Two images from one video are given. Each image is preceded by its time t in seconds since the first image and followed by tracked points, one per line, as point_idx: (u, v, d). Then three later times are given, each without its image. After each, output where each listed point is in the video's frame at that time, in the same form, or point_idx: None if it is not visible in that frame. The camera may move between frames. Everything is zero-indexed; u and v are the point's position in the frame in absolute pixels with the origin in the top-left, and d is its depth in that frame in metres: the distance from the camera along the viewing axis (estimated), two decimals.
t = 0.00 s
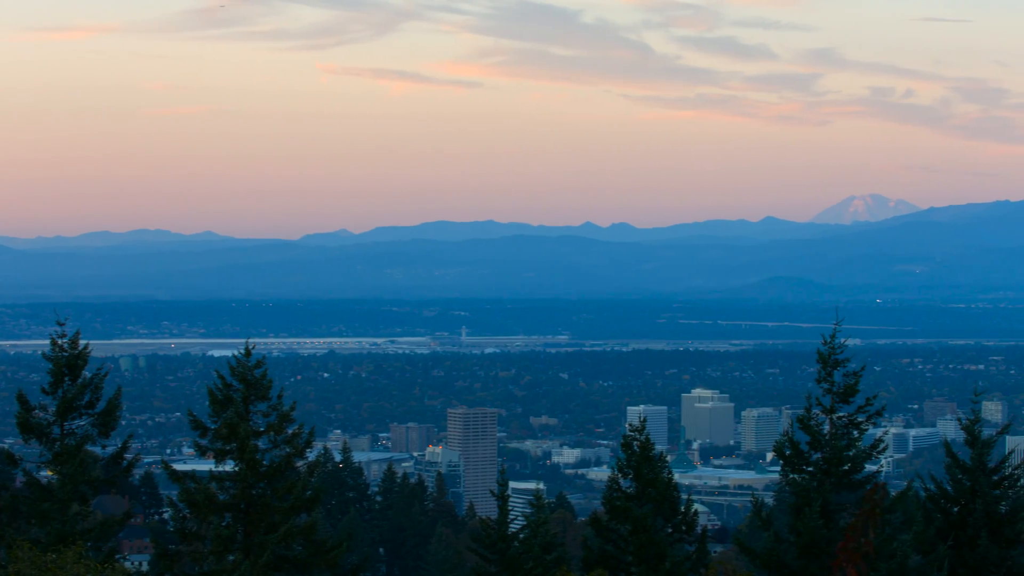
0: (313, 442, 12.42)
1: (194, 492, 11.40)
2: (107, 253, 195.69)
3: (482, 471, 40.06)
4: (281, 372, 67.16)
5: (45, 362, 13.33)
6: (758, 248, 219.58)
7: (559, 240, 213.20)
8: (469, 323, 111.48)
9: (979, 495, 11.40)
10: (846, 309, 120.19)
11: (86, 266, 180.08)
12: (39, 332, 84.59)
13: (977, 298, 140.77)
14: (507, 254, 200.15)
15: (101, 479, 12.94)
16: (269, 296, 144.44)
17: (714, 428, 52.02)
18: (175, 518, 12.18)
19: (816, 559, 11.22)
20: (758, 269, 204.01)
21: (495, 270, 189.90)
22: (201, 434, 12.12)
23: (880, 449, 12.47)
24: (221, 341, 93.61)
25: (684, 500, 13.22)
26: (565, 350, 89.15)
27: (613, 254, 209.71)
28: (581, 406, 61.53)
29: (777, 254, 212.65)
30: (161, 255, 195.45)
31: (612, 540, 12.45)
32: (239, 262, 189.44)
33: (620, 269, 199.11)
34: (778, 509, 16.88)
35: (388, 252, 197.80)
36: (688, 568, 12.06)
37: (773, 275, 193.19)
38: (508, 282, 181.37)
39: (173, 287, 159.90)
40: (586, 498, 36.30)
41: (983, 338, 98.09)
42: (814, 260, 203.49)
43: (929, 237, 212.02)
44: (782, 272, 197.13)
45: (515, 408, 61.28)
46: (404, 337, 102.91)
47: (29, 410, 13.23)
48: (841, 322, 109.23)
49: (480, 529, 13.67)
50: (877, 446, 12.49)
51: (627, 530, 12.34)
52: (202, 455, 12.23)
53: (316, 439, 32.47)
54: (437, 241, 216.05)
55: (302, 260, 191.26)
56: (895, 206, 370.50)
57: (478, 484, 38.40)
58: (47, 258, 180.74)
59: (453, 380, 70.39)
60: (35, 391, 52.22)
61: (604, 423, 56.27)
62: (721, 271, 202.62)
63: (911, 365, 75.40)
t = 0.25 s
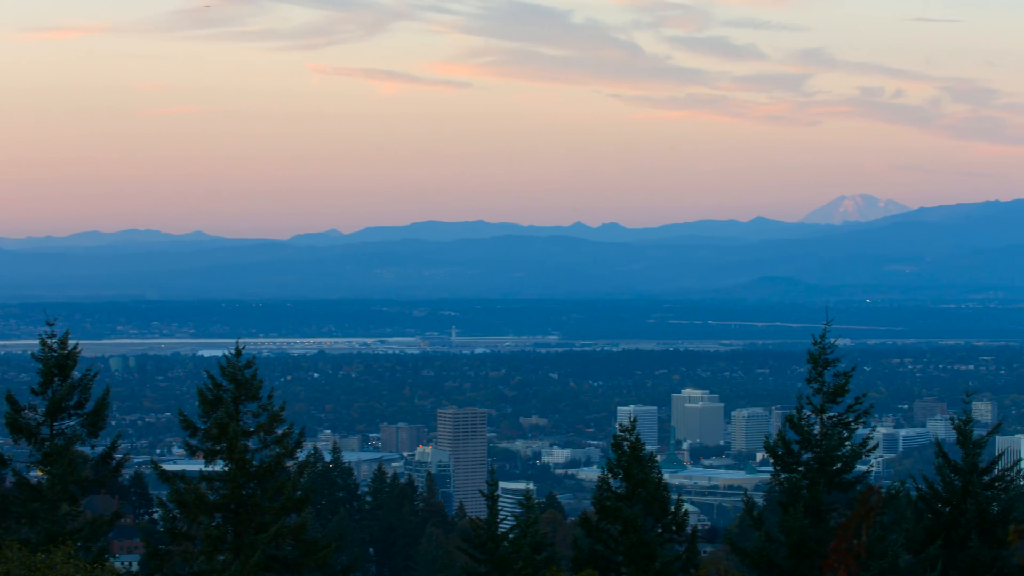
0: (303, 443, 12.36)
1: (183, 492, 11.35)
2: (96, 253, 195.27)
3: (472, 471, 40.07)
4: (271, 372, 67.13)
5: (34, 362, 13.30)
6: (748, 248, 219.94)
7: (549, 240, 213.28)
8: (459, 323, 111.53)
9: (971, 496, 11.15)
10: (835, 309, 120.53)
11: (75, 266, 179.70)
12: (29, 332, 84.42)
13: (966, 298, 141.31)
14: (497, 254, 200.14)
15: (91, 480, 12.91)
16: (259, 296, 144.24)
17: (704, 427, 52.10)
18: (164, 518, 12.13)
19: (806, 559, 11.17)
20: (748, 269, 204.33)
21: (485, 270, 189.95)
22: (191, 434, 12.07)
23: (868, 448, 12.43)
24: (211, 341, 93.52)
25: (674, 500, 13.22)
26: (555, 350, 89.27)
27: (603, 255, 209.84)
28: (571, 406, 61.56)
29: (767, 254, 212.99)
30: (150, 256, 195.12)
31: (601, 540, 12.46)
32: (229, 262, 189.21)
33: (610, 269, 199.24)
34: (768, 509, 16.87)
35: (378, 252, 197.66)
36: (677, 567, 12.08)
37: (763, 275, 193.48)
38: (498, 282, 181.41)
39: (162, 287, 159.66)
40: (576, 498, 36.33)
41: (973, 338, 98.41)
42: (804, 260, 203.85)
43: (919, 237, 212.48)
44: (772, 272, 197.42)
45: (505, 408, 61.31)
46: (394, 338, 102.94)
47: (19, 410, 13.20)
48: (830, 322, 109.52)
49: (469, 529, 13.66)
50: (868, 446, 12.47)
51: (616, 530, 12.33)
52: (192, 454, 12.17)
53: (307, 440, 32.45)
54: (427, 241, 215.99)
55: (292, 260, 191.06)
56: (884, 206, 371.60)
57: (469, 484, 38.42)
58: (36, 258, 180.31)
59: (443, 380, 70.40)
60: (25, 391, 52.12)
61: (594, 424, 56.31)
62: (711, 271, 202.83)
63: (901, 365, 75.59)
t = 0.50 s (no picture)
0: (295, 444, 12.26)
1: (175, 493, 11.27)
2: (86, 254, 194.96)
3: (463, 471, 40.09)
4: (262, 372, 67.13)
5: (25, 363, 13.26)
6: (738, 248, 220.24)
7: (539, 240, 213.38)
8: (450, 323, 111.61)
9: (964, 495, 10.81)
10: (825, 309, 120.86)
11: (66, 266, 179.43)
12: (20, 332, 84.31)
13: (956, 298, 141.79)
14: (488, 254, 200.15)
15: (81, 479, 12.87)
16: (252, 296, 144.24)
17: (695, 427, 52.19)
18: (154, 518, 12.07)
19: (797, 559, 11.02)
20: (739, 269, 204.57)
21: (476, 270, 189.97)
22: (183, 434, 11.96)
23: (861, 448, 12.31)
24: (201, 341, 93.50)
25: (663, 500, 13.22)
26: (546, 350, 89.50)
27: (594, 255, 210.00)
28: (561, 406, 61.62)
29: (757, 254, 213.28)
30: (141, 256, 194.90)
31: (592, 540, 12.49)
32: (220, 262, 189.08)
33: (601, 270, 199.39)
34: (759, 508, 16.90)
35: (369, 252, 197.50)
36: (669, 567, 12.07)
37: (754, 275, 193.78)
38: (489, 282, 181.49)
39: (153, 287, 159.50)
40: (567, 498, 36.40)
41: (963, 338, 98.70)
42: (795, 260, 204.16)
43: (910, 237, 212.93)
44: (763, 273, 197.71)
45: (495, 408, 61.38)
46: (385, 337, 102.99)
47: (8, 410, 13.17)
48: (820, 322, 109.77)
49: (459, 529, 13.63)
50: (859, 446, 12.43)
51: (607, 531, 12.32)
52: (182, 455, 12.06)
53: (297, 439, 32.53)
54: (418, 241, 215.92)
55: (283, 260, 190.87)
56: (875, 206, 372.57)
57: (459, 484, 38.45)
58: (26, 258, 179.97)
59: (433, 380, 70.44)
60: (16, 391, 52.09)
61: (585, 424, 56.38)
62: (702, 271, 203.06)
63: (892, 365, 75.77)
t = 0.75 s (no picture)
0: (286, 443, 12.23)
1: (165, 493, 11.24)
2: (76, 254, 194.54)
3: (454, 471, 40.10)
4: (253, 372, 67.12)
5: (16, 363, 13.23)
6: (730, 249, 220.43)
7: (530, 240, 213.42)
8: (441, 323, 111.64)
9: (959, 495, 10.50)
10: (817, 309, 121.09)
11: (57, 266, 179.16)
12: (10, 332, 84.17)
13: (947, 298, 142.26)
14: (479, 254, 200.08)
15: (74, 480, 12.84)
16: (242, 296, 144.15)
17: (687, 428, 52.25)
18: (146, 518, 12.03)
19: (790, 557, 10.94)
20: (730, 270, 204.69)
21: (467, 270, 189.97)
22: (173, 434, 11.90)
23: (852, 448, 12.26)
24: (193, 341, 93.41)
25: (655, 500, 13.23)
26: (537, 350, 89.59)
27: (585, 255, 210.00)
28: (553, 406, 61.65)
29: (748, 254, 213.46)
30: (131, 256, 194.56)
31: (584, 540, 12.49)
32: (211, 262, 188.93)
33: (592, 270, 199.42)
34: (751, 509, 16.92)
35: (360, 252, 197.36)
36: (660, 567, 12.08)
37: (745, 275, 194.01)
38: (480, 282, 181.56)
39: (145, 287, 159.31)
40: (558, 498, 36.44)
41: (954, 338, 98.99)
42: (786, 261, 204.45)
43: (901, 237, 213.37)
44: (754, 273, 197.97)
45: (486, 408, 61.38)
46: (376, 338, 102.99)
47: None
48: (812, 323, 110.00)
49: (450, 529, 13.62)
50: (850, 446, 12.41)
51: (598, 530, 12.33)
52: (174, 455, 12.02)
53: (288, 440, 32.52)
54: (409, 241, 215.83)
55: (273, 260, 190.67)
56: (867, 206, 373.51)
57: (450, 484, 38.47)
58: (15, 259, 179.51)
59: (425, 380, 70.45)
60: (5, 391, 51.98)
61: (576, 424, 56.42)
62: (693, 271, 203.26)
63: (884, 365, 75.92)
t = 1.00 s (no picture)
0: (277, 443, 12.17)
1: (156, 493, 11.20)
2: (65, 254, 194.16)
3: (445, 471, 40.11)
4: (244, 372, 67.08)
5: (8, 363, 13.19)
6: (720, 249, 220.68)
7: (522, 241, 213.42)
8: (432, 323, 111.66)
9: (949, 495, 10.38)
10: (808, 310, 121.32)
11: (47, 266, 178.84)
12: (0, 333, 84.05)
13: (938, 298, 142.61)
14: (470, 255, 200.05)
15: (65, 480, 12.82)
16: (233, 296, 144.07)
17: (678, 427, 52.34)
18: (138, 518, 11.98)
19: (783, 558, 10.83)
20: (722, 270, 204.90)
21: (458, 271, 189.87)
22: (164, 434, 11.83)
23: (843, 449, 12.20)
24: (183, 341, 93.31)
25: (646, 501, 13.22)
26: (528, 350, 89.67)
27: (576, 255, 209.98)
28: (544, 406, 61.69)
29: (739, 254, 213.71)
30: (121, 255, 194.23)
31: (575, 540, 12.49)
32: (202, 262, 188.74)
33: (583, 270, 199.51)
34: (741, 510, 16.90)
35: (351, 252, 197.20)
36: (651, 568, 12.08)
37: (736, 275, 194.27)
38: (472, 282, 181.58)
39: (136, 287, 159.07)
40: (549, 498, 36.47)
41: (945, 338, 99.27)
42: (777, 261, 204.79)
43: (892, 237, 213.89)
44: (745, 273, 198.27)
45: (478, 408, 61.40)
46: (367, 338, 102.98)
47: None
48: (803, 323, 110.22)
49: (441, 529, 13.60)
50: (842, 447, 12.36)
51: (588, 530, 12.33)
52: (165, 455, 11.96)
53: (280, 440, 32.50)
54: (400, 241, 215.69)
55: (264, 260, 190.45)
56: (858, 207, 374.14)
57: (441, 484, 38.49)
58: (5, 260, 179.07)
59: (416, 380, 70.47)
60: None
61: (567, 424, 56.46)
62: (684, 271, 203.50)
63: (875, 365, 76.10)
